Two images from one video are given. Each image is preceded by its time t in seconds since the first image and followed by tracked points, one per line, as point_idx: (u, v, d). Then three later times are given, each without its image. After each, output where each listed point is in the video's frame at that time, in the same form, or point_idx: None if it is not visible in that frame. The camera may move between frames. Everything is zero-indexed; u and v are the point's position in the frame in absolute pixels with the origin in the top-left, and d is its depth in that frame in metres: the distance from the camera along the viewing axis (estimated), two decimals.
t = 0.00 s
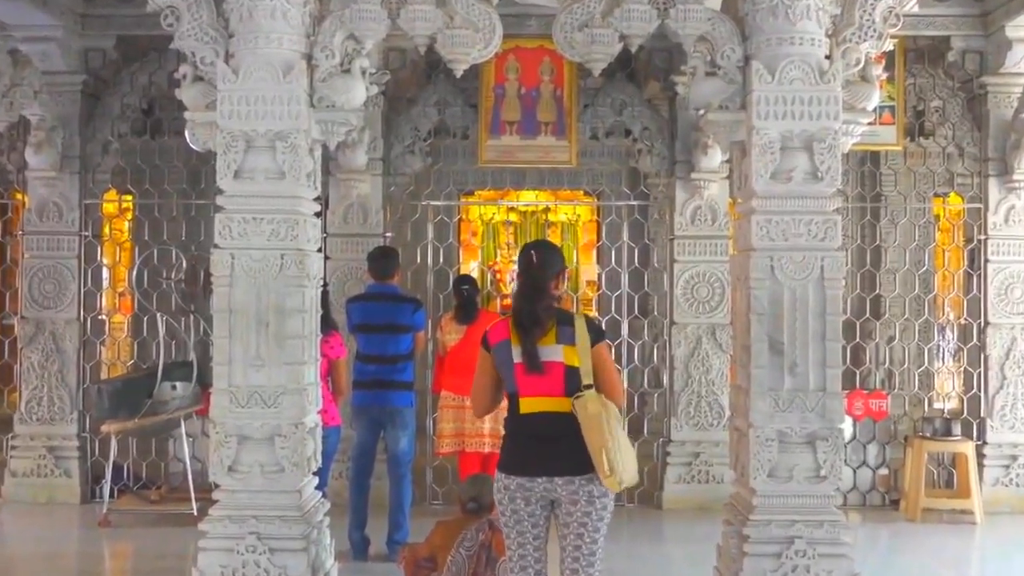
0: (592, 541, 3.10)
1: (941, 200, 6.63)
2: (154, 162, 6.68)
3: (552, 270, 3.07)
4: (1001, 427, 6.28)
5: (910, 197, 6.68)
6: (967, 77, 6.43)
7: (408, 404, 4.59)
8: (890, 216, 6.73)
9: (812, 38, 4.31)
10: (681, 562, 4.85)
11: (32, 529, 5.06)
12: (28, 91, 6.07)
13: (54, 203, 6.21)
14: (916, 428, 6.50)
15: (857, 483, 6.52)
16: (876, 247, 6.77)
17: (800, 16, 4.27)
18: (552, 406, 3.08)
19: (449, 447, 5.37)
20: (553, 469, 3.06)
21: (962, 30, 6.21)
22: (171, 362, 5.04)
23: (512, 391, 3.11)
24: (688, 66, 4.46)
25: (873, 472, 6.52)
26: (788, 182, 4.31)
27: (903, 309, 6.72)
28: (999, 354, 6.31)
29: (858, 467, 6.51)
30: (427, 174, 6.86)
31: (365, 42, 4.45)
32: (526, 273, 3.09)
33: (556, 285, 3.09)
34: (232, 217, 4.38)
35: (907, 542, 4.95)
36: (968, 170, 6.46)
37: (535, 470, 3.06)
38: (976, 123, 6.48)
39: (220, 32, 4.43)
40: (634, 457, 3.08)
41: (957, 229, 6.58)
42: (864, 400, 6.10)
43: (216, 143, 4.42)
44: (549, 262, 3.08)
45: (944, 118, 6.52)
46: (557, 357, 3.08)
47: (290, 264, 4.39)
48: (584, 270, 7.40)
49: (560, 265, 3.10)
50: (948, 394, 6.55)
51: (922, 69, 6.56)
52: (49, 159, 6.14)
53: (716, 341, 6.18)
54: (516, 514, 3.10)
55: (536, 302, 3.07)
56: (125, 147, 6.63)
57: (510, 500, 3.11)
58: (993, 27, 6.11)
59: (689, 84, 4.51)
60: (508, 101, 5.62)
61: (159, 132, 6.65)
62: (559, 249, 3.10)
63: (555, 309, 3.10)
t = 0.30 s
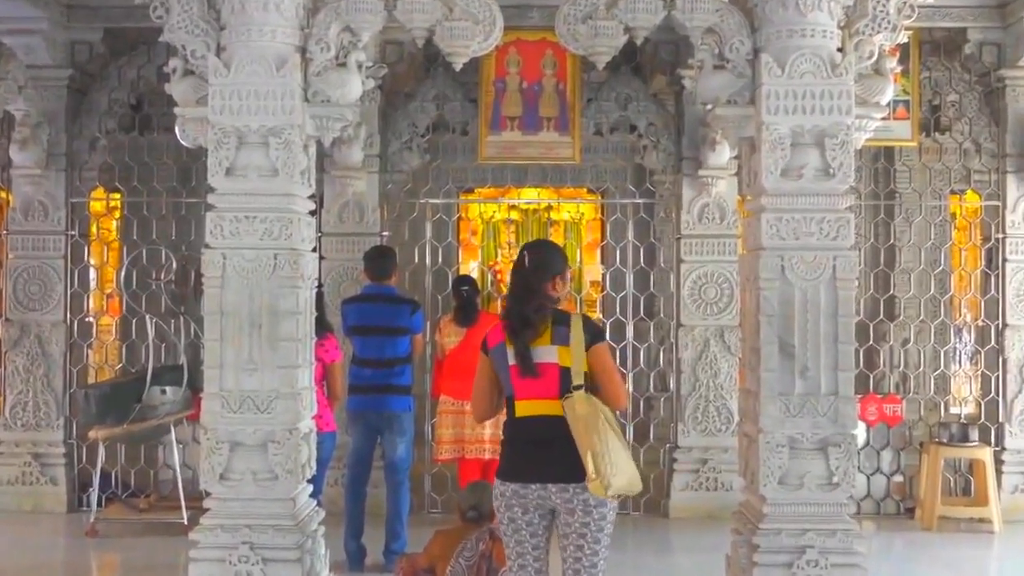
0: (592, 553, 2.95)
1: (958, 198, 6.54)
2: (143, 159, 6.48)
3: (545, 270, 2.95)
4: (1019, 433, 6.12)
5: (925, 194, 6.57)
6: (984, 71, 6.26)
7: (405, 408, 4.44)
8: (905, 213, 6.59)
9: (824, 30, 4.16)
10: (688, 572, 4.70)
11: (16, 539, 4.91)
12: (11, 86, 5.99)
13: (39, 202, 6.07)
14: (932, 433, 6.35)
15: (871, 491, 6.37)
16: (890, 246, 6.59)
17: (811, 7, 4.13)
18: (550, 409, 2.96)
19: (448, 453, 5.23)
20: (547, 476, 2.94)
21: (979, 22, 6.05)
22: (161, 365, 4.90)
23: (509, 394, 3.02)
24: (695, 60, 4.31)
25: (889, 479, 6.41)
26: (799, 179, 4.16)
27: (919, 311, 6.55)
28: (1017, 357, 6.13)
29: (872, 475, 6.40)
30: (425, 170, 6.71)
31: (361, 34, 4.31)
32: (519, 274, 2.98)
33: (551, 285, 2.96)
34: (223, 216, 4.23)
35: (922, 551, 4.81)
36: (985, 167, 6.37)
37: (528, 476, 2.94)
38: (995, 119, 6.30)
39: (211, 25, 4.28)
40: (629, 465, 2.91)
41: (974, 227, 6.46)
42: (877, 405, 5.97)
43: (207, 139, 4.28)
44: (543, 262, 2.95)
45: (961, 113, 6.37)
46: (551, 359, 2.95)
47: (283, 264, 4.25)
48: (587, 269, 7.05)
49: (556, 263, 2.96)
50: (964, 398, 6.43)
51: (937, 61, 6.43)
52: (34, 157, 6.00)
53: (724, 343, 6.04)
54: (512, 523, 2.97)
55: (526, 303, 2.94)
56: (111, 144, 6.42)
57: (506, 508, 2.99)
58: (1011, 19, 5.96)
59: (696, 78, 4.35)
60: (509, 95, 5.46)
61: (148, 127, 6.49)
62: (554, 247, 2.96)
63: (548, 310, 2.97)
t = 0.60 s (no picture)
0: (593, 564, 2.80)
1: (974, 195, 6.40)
2: (130, 154, 6.35)
3: (538, 269, 2.84)
4: None
5: (940, 190, 6.45)
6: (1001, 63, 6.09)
7: (402, 413, 4.29)
8: (919, 210, 6.49)
9: (835, 21, 4.02)
10: None
11: None
12: None
13: (23, 199, 5.90)
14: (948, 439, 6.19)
15: (885, 497, 6.15)
16: (904, 245, 6.50)
17: None
18: (546, 411, 2.83)
19: (447, 459, 5.08)
20: (540, 482, 2.81)
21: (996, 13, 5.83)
22: (150, 369, 4.76)
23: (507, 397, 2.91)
24: (702, 52, 4.17)
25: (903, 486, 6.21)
26: (809, 175, 4.02)
27: (933, 311, 6.44)
28: None
29: (885, 481, 6.20)
30: (423, 167, 6.68)
31: (355, 26, 4.17)
32: (513, 274, 2.88)
33: (550, 285, 2.85)
34: (213, 214, 4.09)
35: (938, 561, 4.67)
36: (1002, 163, 6.23)
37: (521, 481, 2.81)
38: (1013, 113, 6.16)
39: (201, 16, 4.14)
40: (616, 472, 2.77)
41: (991, 225, 6.31)
42: (891, 409, 5.80)
43: (196, 135, 4.14)
44: (538, 261, 2.84)
45: (978, 107, 6.21)
46: (545, 360, 2.83)
47: (275, 264, 4.10)
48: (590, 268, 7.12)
49: (553, 262, 2.85)
50: (982, 402, 6.27)
51: (951, 53, 6.23)
52: (17, 154, 5.76)
53: (732, 345, 5.87)
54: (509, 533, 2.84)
55: (516, 303, 2.85)
56: (98, 139, 6.26)
57: (503, 516, 2.85)
58: None
59: (703, 70, 4.22)
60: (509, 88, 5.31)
61: (135, 121, 6.34)
62: (553, 245, 2.85)
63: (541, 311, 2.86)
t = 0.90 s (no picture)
0: None
1: (989, 192, 6.28)
2: (117, 151, 6.19)
3: (539, 269, 2.77)
4: None
5: (955, 188, 6.29)
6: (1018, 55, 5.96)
7: (399, 418, 4.16)
8: (933, 208, 6.31)
9: (846, 12, 3.88)
10: None
11: None
12: None
13: (7, 197, 5.77)
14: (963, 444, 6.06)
15: (897, 506, 5.97)
16: (918, 244, 6.31)
17: None
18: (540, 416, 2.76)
19: (444, 466, 4.92)
20: (537, 490, 2.72)
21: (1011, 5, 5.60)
22: (137, 373, 4.62)
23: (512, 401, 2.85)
24: (709, 45, 4.05)
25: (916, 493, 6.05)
26: (819, 172, 3.89)
27: (949, 313, 6.27)
28: None
29: (898, 488, 6.03)
30: (420, 164, 6.50)
31: (350, 18, 4.04)
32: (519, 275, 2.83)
33: (555, 286, 2.77)
34: (202, 212, 3.95)
35: (953, 570, 4.54)
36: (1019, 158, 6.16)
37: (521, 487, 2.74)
38: None
39: (190, 7, 4.01)
40: (604, 479, 2.65)
41: (1006, 223, 6.25)
42: (904, 413, 5.66)
43: (185, 131, 4.00)
44: (540, 260, 2.77)
45: (994, 101, 6.10)
46: (545, 362, 2.74)
47: (267, 263, 3.96)
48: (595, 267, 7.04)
49: (559, 262, 2.76)
50: (998, 406, 6.19)
51: (967, 46, 6.09)
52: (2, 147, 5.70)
53: (740, 347, 5.73)
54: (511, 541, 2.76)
55: (513, 303, 2.81)
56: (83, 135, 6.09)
57: (504, 523, 2.78)
58: None
59: (709, 64, 4.10)
60: (509, 82, 5.19)
61: (122, 116, 6.18)
62: (559, 244, 2.76)
63: (545, 312, 2.79)
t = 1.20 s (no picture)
0: None
1: (1005, 188, 6.28)
2: (104, 147, 6.14)
3: (554, 268, 2.73)
4: None
5: (970, 184, 6.29)
6: None
7: (395, 423, 4.03)
8: (947, 205, 6.30)
9: (857, 2, 3.75)
10: None
11: None
12: None
13: None
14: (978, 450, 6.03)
15: (911, 513, 5.84)
16: (931, 242, 6.32)
17: None
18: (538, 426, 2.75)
19: (442, 472, 4.79)
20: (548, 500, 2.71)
21: None
22: (123, 376, 4.49)
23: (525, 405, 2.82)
24: (714, 37, 3.92)
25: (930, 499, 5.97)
26: (830, 168, 3.76)
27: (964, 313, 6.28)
28: None
29: (912, 495, 5.95)
30: (416, 159, 6.61)
31: (344, 9, 3.92)
32: (537, 274, 2.80)
33: (571, 285, 2.72)
34: (192, 210, 3.83)
35: None
36: None
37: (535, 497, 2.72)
38: None
39: None
40: (597, 496, 2.61)
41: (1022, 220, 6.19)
42: (917, 417, 5.55)
43: (174, 126, 3.87)
44: (555, 258, 2.72)
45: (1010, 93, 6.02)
46: (553, 368, 2.70)
47: (259, 262, 3.84)
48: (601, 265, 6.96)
49: (575, 261, 2.71)
50: (1014, 411, 6.14)
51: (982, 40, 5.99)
52: None
53: (748, 349, 5.60)
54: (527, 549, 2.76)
55: (524, 302, 2.76)
56: (69, 130, 6.05)
57: (519, 531, 2.78)
58: None
59: (716, 56, 3.97)
60: (509, 75, 5.04)
61: (108, 111, 6.13)
62: (576, 243, 2.71)
63: (561, 311, 2.74)
